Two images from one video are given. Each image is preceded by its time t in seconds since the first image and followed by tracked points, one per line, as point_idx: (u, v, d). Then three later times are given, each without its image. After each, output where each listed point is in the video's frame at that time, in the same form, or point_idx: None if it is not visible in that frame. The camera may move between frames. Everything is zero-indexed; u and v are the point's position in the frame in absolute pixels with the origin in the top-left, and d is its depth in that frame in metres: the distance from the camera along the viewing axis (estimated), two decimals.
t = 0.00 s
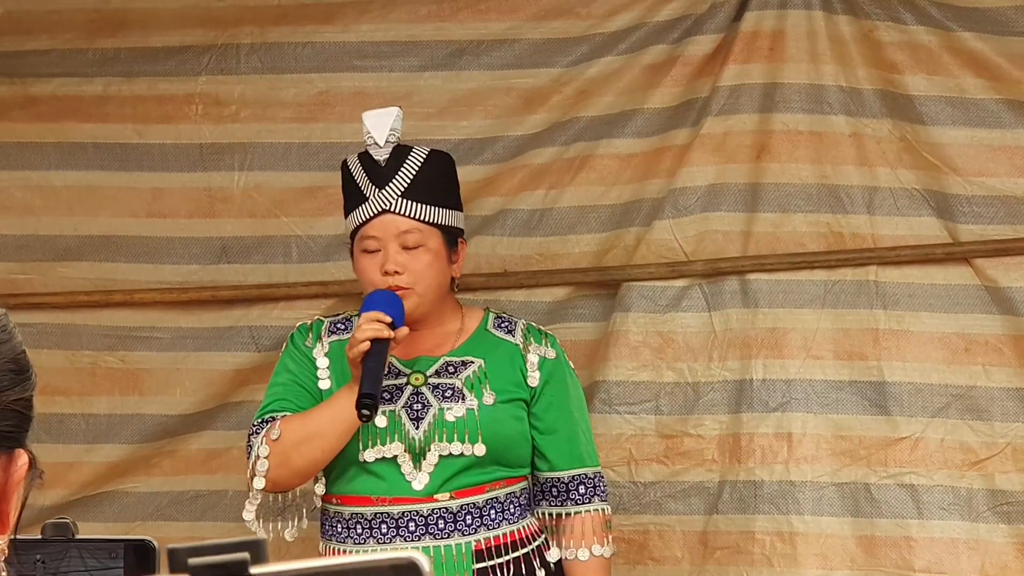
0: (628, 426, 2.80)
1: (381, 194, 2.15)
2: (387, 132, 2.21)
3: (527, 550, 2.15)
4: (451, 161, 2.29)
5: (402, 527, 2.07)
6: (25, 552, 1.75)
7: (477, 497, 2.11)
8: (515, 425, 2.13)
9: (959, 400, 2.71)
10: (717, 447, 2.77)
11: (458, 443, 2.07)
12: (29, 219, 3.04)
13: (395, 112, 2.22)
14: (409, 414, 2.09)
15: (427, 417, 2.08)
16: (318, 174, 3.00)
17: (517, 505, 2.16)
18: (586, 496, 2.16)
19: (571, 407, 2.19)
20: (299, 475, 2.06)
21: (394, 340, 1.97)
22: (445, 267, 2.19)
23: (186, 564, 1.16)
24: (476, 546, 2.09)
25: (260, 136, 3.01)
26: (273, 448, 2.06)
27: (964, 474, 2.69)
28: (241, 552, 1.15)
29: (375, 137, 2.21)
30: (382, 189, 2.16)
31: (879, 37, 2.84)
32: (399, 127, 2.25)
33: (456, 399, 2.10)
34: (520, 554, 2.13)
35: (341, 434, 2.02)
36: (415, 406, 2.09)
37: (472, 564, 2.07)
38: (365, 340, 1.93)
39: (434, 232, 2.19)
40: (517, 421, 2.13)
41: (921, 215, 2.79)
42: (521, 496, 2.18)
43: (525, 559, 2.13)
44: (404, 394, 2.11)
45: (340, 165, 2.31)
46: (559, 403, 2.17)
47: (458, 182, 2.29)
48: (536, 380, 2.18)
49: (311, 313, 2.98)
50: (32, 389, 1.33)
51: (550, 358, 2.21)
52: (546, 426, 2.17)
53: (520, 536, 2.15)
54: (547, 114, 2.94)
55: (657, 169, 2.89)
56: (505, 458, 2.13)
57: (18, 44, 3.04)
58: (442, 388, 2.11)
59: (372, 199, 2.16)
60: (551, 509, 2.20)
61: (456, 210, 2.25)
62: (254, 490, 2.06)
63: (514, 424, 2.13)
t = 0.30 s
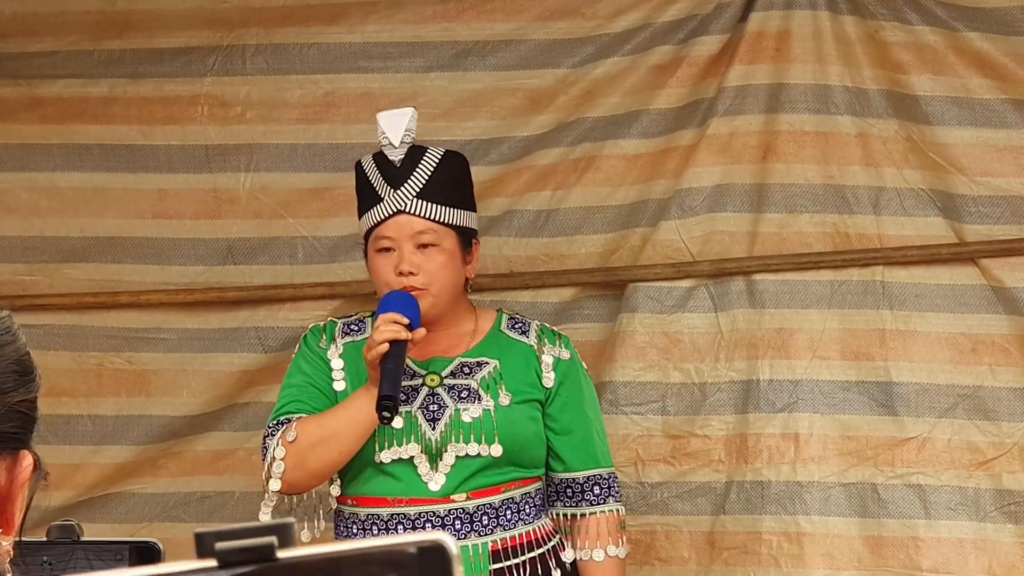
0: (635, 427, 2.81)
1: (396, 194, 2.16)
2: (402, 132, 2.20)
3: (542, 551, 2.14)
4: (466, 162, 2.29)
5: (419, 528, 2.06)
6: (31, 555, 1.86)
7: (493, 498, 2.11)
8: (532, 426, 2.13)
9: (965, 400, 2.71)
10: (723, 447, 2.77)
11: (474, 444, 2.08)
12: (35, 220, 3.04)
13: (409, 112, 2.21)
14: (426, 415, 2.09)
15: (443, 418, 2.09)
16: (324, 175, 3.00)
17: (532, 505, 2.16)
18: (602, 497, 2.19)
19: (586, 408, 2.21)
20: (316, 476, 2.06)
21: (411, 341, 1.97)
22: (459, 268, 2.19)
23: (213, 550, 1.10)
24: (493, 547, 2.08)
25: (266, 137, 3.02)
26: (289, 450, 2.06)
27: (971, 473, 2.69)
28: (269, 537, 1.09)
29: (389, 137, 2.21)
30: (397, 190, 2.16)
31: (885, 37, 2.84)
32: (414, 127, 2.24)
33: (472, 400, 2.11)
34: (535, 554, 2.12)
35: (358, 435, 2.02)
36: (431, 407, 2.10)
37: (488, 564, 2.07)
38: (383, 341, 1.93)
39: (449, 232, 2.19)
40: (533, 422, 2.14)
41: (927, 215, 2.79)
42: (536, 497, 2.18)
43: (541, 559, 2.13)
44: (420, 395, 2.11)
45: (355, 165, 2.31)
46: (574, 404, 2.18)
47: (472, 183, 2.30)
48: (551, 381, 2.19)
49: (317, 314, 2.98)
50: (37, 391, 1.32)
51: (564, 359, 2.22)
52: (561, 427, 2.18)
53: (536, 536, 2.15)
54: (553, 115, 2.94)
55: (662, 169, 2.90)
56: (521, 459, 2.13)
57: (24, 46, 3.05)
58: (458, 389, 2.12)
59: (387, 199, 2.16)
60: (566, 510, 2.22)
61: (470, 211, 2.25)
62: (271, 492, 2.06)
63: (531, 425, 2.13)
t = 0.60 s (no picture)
0: (638, 426, 2.81)
1: (412, 194, 2.16)
2: (419, 131, 2.20)
3: (554, 552, 2.13)
4: (484, 162, 2.28)
5: (429, 528, 2.06)
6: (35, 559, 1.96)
7: (505, 498, 2.11)
8: (545, 426, 2.13)
9: (969, 398, 2.71)
10: (726, 446, 2.77)
11: (486, 444, 2.08)
12: (37, 221, 3.04)
13: (426, 112, 2.20)
14: (438, 415, 2.10)
15: (455, 418, 2.09)
16: (327, 175, 3.00)
17: (545, 506, 2.16)
18: (616, 499, 2.18)
19: (601, 409, 2.21)
20: (328, 475, 2.07)
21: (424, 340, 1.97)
22: (476, 267, 2.19)
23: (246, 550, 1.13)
24: (504, 547, 2.08)
25: (268, 138, 3.02)
26: (302, 448, 2.07)
27: (975, 472, 2.69)
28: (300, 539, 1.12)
29: (406, 137, 2.20)
30: (412, 189, 2.16)
31: (886, 36, 2.84)
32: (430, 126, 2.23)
33: (485, 400, 2.11)
34: (547, 555, 2.12)
35: (370, 434, 2.02)
36: (444, 407, 2.11)
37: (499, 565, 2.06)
38: (395, 340, 1.94)
39: (466, 232, 2.19)
40: (546, 423, 2.14)
41: (929, 214, 2.79)
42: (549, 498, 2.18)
43: (554, 560, 2.12)
44: (433, 395, 2.12)
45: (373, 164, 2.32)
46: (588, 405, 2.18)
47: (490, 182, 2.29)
48: (566, 382, 2.19)
49: (319, 314, 2.98)
50: (37, 395, 1.32)
51: (579, 360, 2.22)
52: (575, 429, 2.18)
53: (549, 537, 2.14)
54: (556, 114, 2.95)
55: (664, 169, 2.90)
56: (534, 459, 2.13)
57: (26, 47, 3.05)
58: (471, 389, 2.12)
59: (403, 197, 2.17)
60: (581, 511, 2.21)
61: (487, 211, 2.25)
62: (283, 490, 2.07)
63: (544, 425, 2.13)
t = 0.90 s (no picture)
0: (639, 424, 2.82)
1: (426, 192, 2.16)
2: (435, 129, 2.21)
3: (565, 551, 2.12)
4: (502, 162, 2.28)
5: (436, 527, 2.07)
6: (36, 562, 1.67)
7: (513, 497, 2.10)
8: (554, 427, 2.13)
9: (970, 396, 2.71)
10: (726, 444, 2.77)
11: (494, 443, 2.08)
12: (38, 218, 3.04)
13: (444, 109, 2.22)
14: (447, 413, 2.11)
15: (464, 417, 2.10)
16: (328, 173, 3.00)
17: (555, 505, 2.15)
18: (628, 500, 2.14)
19: (615, 410, 2.18)
20: (337, 472, 2.08)
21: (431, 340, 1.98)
22: (490, 267, 2.19)
23: (278, 563, 1.20)
24: (511, 546, 2.07)
25: (268, 135, 3.02)
26: (312, 445, 2.09)
27: (976, 470, 2.69)
28: (331, 552, 1.18)
29: (423, 135, 2.22)
30: (427, 187, 2.17)
31: (887, 34, 2.84)
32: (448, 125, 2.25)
33: (495, 399, 2.11)
34: (556, 554, 2.11)
35: (377, 432, 2.03)
36: (453, 406, 2.11)
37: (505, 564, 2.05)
38: (399, 340, 1.95)
39: (481, 232, 2.19)
40: (556, 423, 2.13)
41: (930, 213, 2.79)
42: (561, 497, 2.17)
43: (563, 559, 2.11)
44: (443, 394, 2.13)
45: (392, 162, 2.32)
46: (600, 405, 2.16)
47: (508, 181, 2.29)
48: (578, 381, 2.17)
49: (319, 312, 2.97)
50: (41, 398, 1.24)
51: (594, 360, 2.20)
52: (587, 429, 2.16)
53: (559, 536, 2.13)
54: (557, 112, 2.95)
55: (666, 167, 2.89)
56: (544, 459, 2.13)
57: (27, 44, 3.05)
58: (481, 388, 2.12)
59: (418, 196, 2.17)
60: (593, 512, 2.18)
61: (504, 211, 2.24)
62: (293, 486, 2.09)
63: (554, 425, 2.13)
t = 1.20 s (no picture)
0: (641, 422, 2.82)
1: (434, 190, 2.17)
2: (444, 127, 2.20)
3: (571, 552, 2.11)
4: (514, 159, 2.27)
5: (439, 526, 2.09)
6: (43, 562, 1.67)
7: (516, 497, 2.11)
8: (561, 427, 2.12)
9: (972, 394, 2.71)
10: (728, 442, 2.77)
11: (497, 443, 2.09)
12: (40, 215, 3.04)
13: (454, 108, 2.21)
14: (453, 412, 2.12)
15: (469, 416, 2.11)
16: (329, 170, 3.00)
17: (562, 505, 2.14)
18: (637, 500, 2.11)
19: (625, 409, 2.15)
20: (344, 469, 2.09)
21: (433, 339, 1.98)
22: (500, 265, 2.19)
23: None
24: (514, 547, 2.08)
25: (270, 132, 3.02)
26: (320, 442, 2.11)
27: (978, 469, 2.69)
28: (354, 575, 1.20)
29: (431, 133, 2.21)
30: (435, 185, 2.17)
31: (889, 32, 2.84)
32: (457, 122, 2.24)
33: (500, 398, 2.12)
34: (561, 555, 2.10)
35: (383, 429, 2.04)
36: (459, 405, 2.12)
37: (506, 564, 2.06)
38: (399, 337, 1.96)
39: (490, 230, 2.18)
40: (563, 422, 2.13)
41: (932, 211, 2.79)
42: (569, 497, 2.16)
43: (568, 560, 2.11)
44: (449, 392, 2.14)
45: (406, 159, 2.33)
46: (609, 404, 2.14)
47: (519, 179, 2.28)
48: (587, 381, 2.15)
49: (321, 309, 2.97)
50: (49, 399, 1.23)
51: (605, 359, 2.18)
52: (596, 428, 2.14)
53: (565, 536, 2.12)
54: (559, 110, 2.94)
55: (668, 164, 2.89)
56: (550, 458, 2.13)
57: (28, 41, 3.05)
58: (488, 387, 2.13)
59: (426, 194, 2.18)
60: (604, 513, 2.14)
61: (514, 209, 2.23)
62: (301, 481, 2.11)
63: (560, 425, 2.12)
